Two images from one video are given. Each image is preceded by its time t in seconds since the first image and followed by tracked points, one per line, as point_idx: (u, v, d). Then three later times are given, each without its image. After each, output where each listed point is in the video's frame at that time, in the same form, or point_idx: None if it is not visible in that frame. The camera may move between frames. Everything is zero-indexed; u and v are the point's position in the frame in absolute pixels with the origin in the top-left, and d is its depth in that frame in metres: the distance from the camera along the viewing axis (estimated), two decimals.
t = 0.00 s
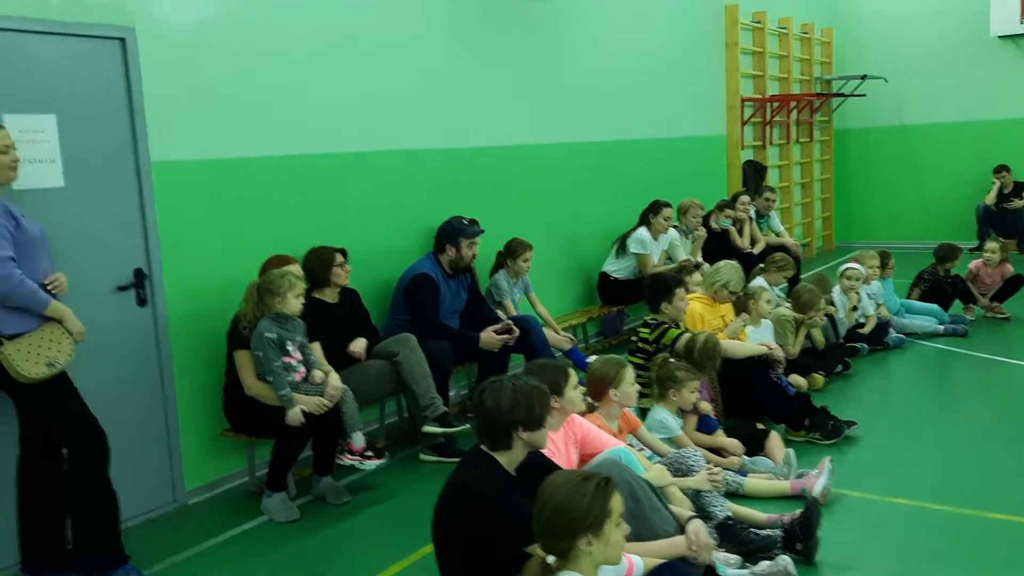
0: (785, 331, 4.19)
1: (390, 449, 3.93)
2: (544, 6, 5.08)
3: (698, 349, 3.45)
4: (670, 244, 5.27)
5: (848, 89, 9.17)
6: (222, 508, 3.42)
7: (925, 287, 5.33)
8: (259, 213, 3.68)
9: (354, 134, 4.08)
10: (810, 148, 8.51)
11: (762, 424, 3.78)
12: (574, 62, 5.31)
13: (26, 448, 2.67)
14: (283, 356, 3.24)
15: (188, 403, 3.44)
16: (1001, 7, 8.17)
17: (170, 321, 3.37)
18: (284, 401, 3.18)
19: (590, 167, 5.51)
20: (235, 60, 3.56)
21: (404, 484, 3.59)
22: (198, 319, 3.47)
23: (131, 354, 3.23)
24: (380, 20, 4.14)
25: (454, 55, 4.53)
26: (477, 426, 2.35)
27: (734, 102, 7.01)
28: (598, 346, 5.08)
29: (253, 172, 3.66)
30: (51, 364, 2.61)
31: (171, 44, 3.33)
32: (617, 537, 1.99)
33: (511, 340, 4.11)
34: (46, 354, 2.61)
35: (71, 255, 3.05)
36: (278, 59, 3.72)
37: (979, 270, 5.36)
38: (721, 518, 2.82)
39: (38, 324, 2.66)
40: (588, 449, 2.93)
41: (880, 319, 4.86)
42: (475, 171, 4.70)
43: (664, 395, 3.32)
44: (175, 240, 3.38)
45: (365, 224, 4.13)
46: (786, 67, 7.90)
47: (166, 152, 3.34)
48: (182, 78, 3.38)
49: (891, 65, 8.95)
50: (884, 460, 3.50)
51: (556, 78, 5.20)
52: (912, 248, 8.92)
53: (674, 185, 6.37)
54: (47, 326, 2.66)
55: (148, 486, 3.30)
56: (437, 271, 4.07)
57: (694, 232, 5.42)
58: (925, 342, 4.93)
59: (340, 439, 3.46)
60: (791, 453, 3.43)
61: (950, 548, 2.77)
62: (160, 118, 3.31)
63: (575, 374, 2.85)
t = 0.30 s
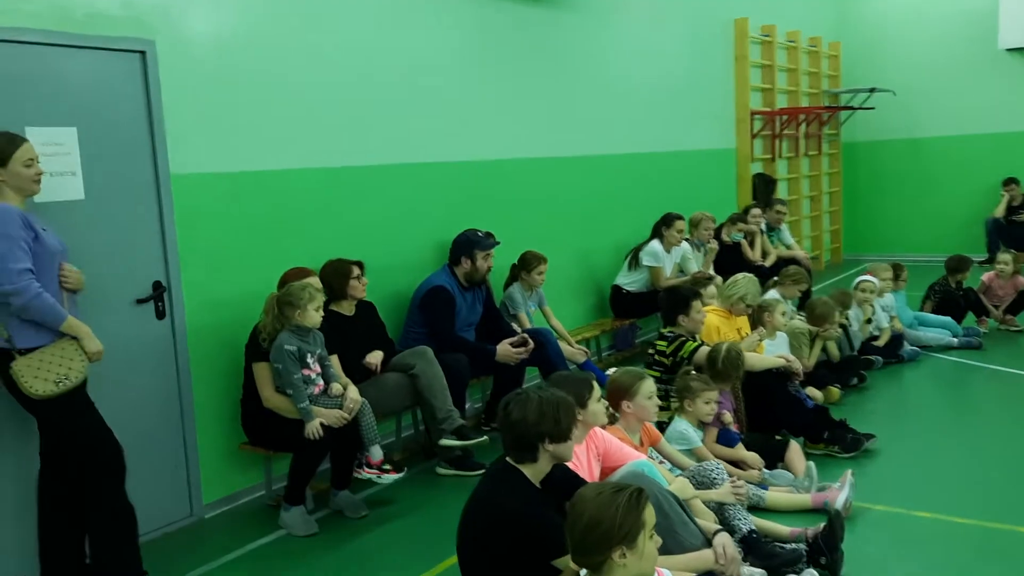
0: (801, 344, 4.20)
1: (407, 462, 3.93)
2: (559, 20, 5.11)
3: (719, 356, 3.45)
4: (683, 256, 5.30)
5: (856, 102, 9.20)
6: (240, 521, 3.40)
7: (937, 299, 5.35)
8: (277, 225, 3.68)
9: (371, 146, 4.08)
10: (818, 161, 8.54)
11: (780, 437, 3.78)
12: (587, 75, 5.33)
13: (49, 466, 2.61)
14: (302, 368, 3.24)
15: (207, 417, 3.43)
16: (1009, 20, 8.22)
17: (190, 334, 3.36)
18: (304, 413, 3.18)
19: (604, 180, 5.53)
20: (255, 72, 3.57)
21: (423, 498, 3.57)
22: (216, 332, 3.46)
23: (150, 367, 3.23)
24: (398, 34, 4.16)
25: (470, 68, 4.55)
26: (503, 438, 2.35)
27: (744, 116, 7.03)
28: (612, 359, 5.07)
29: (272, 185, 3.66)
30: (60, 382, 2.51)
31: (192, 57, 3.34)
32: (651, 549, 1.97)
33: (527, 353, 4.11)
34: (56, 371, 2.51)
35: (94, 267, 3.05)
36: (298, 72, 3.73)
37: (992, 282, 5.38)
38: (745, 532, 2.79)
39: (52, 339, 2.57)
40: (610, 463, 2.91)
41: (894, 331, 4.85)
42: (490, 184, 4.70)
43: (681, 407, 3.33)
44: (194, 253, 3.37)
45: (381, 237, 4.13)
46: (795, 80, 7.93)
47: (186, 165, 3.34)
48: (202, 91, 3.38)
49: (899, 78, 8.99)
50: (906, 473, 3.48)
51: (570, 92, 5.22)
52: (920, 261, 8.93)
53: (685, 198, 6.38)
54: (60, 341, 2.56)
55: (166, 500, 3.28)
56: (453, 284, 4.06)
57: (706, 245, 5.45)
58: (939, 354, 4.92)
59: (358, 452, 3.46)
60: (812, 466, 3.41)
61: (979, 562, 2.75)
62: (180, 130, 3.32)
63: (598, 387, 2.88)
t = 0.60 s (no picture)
0: (775, 354, 4.26)
1: (382, 471, 3.90)
2: (538, 29, 5.13)
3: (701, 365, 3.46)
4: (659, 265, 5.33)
5: (828, 113, 9.33)
6: (212, 532, 3.34)
7: (907, 308, 5.42)
8: (251, 232, 3.63)
9: (348, 152, 4.05)
10: (790, 171, 8.64)
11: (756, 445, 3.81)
12: (564, 83, 5.34)
13: (16, 479, 2.52)
14: (276, 378, 3.19)
15: (179, 425, 3.37)
16: (976, 33, 8.40)
17: (163, 340, 3.31)
18: (278, 423, 3.13)
19: (581, 189, 5.54)
20: (231, 76, 3.53)
21: (399, 508, 3.53)
22: (188, 341, 3.41)
23: (120, 375, 3.16)
24: (378, 40, 4.15)
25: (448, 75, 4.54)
26: (483, 449, 2.33)
27: (718, 125, 7.09)
28: (587, 368, 5.07)
29: (247, 191, 3.62)
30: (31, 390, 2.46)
31: (168, 60, 3.30)
32: (634, 557, 1.95)
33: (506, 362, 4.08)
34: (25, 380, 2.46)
35: (64, 272, 2.99)
36: (276, 77, 3.70)
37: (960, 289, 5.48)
38: (723, 540, 2.80)
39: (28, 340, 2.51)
40: (590, 471, 2.89)
41: (866, 339, 4.91)
42: (467, 192, 4.69)
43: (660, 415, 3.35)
44: (166, 260, 3.32)
45: (358, 244, 4.09)
46: (768, 91, 8.02)
47: (159, 170, 3.29)
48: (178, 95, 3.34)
49: (869, 90, 9.14)
50: (880, 480, 3.52)
51: (548, 100, 5.24)
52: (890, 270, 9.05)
53: (661, 207, 6.41)
54: (28, 348, 2.51)
55: (136, 511, 3.22)
56: (430, 292, 4.04)
57: (682, 254, 5.49)
58: (911, 362, 4.98)
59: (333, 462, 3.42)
60: (789, 474, 3.41)
61: (955, 568, 2.77)
62: (153, 135, 3.27)
63: (579, 396, 2.92)
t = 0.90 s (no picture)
0: (686, 353, 4.36)
1: (294, 475, 3.82)
2: (454, 29, 5.13)
3: (616, 364, 3.56)
4: (574, 265, 5.38)
5: (737, 119, 9.62)
6: (115, 541, 3.21)
7: (808, 308, 5.63)
8: (157, 231, 3.51)
9: (260, 150, 3.96)
10: (701, 174, 8.86)
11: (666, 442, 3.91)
12: (479, 85, 5.36)
13: None
14: (183, 381, 3.10)
15: (79, 431, 3.23)
16: (875, 46, 8.87)
17: (61, 342, 3.16)
18: (184, 427, 3.04)
19: (497, 190, 5.56)
20: (137, 69, 3.41)
21: (311, 512, 3.48)
22: (89, 343, 3.26)
23: (15, 379, 3.01)
24: (290, 36, 4.07)
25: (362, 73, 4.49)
26: (396, 450, 2.31)
27: (632, 129, 7.22)
28: (503, 368, 5.10)
29: (153, 189, 3.50)
30: None
31: (67, 51, 3.16)
32: (546, 553, 1.98)
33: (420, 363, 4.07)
34: None
35: None
36: (185, 71, 3.60)
37: (859, 288, 5.73)
38: (634, 536, 2.83)
39: None
40: (504, 471, 2.90)
41: (772, 339, 5.08)
42: (383, 191, 4.65)
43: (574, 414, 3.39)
44: (65, 258, 3.17)
45: (269, 245, 4.01)
46: (680, 96, 8.21)
47: (58, 165, 3.15)
48: (78, 87, 3.20)
49: (776, 97, 9.46)
50: (784, 475, 3.64)
51: (464, 101, 5.24)
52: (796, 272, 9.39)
53: (576, 208, 6.49)
54: None
55: (32, 521, 3.07)
56: (343, 292, 3.98)
57: (596, 255, 5.55)
58: (815, 361, 5.17)
59: (243, 467, 3.34)
60: (698, 468, 3.51)
61: (852, 557, 2.90)
62: (51, 128, 3.12)
63: (494, 397, 2.91)
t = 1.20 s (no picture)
0: (648, 357, 4.38)
1: (253, 482, 3.78)
2: (416, 33, 5.12)
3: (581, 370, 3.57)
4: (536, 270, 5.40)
5: (699, 125, 9.72)
6: (70, 549, 3.15)
7: (763, 312, 5.72)
8: (113, 235, 3.45)
9: (219, 153, 3.92)
10: (664, 180, 8.95)
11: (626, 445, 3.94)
12: (442, 89, 5.35)
13: None
14: (138, 387, 3.05)
15: (31, 439, 3.16)
16: (834, 54, 9.02)
17: (14, 348, 3.09)
18: (140, 434, 3.00)
19: (460, 195, 5.56)
20: (91, 70, 3.35)
21: (270, 519, 3.44)
22: (43, 348, 3.20)
23: None
24: (249, 40, 4.03)
25: (322, 77, 4.46)
26: (356, 455, 2.28)
27: (595, 134, 7.26)
28: (465, 372, 5.10)
29: (109, 192, 3.44)
30: None
31: (19, 51, 3.09)
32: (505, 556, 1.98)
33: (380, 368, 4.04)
34: None
35: None
36: (142, 73, 3.54)
37: (815, 291, 5.79)
38: (593, 540, 2.88)
39: None
40: (464, 477, 2.90)
41: (732, 343, 5.13)
42: (344, 195, 4.63)
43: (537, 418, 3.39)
44: (17, 262, 3.11)
45: (228, 249, 3.96)
46: (643, 102, 8.28)
47: (9, 167, 3.08)
48: (31, 88, 3.14)
49: (737, 103, 9.58)
50: (743, 478, 3.68)
51: (426, 106, 5.23)
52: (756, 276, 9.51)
53: (540, 213, 6.51)
54: None
55: None
56: (305, 297, 3.95)
57: (559, 259, 5.57)
58: (774, 364, 5.25)
59: (200, 474, 3.30)
60: (659, 471, 3.53)
61: (808, 558, 2.94)
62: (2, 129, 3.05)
63: (455, 403, 2.89)
